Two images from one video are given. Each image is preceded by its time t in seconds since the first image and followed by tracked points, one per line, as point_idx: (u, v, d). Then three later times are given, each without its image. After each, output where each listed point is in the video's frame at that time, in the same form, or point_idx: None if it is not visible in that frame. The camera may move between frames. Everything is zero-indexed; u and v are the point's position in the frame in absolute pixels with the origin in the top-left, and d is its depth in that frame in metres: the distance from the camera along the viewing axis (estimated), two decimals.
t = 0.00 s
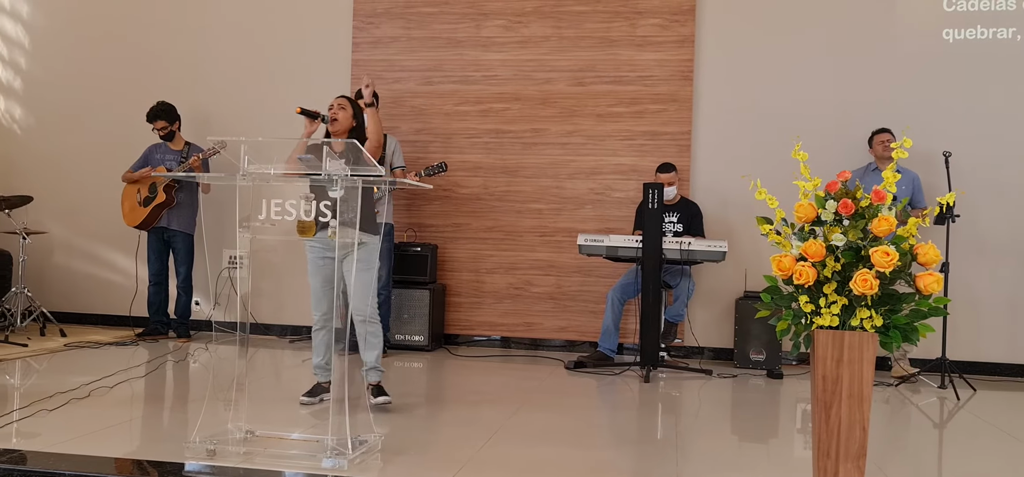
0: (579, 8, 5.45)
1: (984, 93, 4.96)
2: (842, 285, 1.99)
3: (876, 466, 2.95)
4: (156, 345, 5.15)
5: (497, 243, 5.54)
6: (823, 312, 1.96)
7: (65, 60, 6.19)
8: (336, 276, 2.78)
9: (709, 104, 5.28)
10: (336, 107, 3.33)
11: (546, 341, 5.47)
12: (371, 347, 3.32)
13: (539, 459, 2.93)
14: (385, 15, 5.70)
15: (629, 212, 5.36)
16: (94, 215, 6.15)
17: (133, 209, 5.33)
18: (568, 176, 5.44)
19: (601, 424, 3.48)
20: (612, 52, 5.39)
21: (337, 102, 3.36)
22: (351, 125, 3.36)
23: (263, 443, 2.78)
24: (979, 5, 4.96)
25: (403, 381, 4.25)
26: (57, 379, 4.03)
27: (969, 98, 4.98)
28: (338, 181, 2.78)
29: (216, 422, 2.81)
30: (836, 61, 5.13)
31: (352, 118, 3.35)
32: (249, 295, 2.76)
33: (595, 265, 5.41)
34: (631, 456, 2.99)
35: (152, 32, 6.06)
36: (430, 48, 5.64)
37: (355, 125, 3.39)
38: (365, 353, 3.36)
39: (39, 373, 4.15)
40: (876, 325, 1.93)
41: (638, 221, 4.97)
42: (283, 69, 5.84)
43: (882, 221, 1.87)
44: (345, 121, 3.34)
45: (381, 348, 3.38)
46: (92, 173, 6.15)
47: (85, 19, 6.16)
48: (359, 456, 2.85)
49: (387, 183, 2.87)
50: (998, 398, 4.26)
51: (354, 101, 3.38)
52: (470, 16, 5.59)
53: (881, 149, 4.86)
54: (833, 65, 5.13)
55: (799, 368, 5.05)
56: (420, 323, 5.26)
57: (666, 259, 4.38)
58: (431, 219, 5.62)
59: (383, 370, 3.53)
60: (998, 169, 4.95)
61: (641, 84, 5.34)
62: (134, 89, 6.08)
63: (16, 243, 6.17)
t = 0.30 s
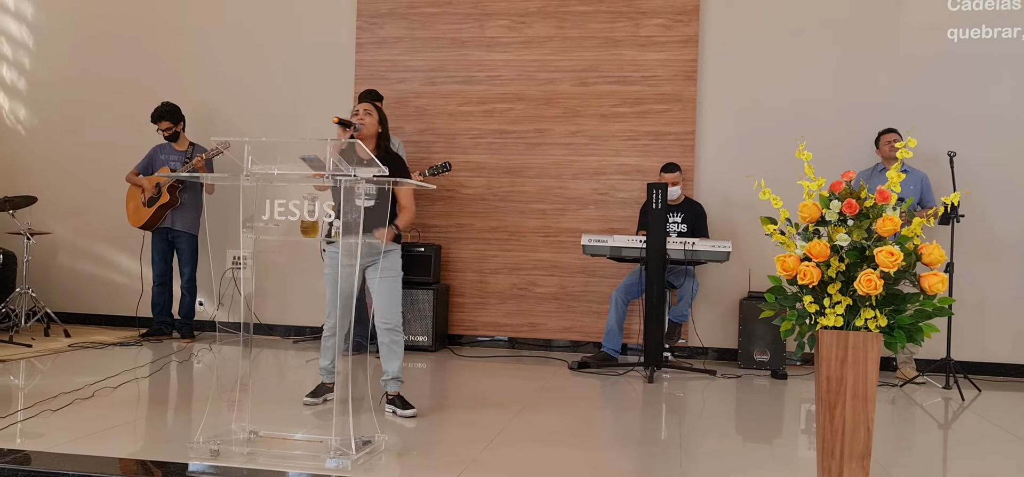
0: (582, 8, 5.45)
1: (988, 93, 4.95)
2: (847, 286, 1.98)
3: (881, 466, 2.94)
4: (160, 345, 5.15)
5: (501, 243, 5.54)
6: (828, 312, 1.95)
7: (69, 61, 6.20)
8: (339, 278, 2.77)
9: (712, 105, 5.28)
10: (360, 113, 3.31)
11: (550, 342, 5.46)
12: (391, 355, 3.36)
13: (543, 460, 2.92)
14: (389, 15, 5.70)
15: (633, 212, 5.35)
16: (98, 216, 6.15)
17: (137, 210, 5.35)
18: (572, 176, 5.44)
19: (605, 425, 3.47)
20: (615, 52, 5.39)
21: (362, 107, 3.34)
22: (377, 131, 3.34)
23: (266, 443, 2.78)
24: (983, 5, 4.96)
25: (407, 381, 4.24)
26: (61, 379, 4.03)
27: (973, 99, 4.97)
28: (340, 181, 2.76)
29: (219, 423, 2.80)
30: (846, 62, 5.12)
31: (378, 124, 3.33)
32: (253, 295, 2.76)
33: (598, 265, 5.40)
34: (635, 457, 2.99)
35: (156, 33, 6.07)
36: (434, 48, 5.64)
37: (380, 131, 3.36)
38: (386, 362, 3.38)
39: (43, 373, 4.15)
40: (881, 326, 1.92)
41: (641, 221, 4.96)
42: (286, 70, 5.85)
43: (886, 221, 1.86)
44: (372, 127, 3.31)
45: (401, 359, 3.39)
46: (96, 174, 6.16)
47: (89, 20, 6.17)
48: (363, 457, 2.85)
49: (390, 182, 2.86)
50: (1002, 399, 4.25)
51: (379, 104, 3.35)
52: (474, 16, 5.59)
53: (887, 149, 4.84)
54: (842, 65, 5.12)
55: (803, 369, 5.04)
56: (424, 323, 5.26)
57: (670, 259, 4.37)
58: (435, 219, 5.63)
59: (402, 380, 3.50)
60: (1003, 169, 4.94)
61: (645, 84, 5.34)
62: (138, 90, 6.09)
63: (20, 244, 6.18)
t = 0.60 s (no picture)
0: (586, 9, 5.44)
1: (991, 94, 4.95)
2: (850, 287, 1.98)
3: (883, 467, 2.95)
4: (164, 346, 5.16)
5: (504, 244, 5.54)
6: (831, 314, 1.95)
7: (73, 62, 6.20)
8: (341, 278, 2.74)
9: (716, 106, 5.28)
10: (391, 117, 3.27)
11: (553, 343, 5.46)
12: (404, 362, 3.37)
13: (546, 461, 2.93)
14: (392, 16, 5.70)
15: (636, 214, 5.35)
16: (102, 216, 6.16)
17: (141, 210, 5.33)
18: (575, 177, 5.44)
19: (608, 426, 3.47)
20: (619, 53, 5.39)
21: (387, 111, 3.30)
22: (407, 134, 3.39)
23: (268, 444, 2.78)
24: (988, 6, 4.95)
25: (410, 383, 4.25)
26: (64, 380, 4.04)
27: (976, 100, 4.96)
28: (344, 181, 2.76)
29: (221, 424, 2.80)
30: (849, 62, 5.11)
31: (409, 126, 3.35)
32: (255, 297, 2.75)
33: (601, 267, 5.40)
34: (638, 458, 2.99)
35: (160, 33, 6.08)
36: (437, 49, 5.64)
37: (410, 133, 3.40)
38: (398, 368, 3.39)
39: (47, 374, 4.16)
40: (884, 327, 1.92)
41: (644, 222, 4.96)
42: (290, 72, 5.85)
43: (889, 223, 1.86)
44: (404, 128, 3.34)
45: (413, 365, 3.39)
46: (99, 174, 6.17)
47: (93, 20, 6.18)
48: (366, 458, 2.85)
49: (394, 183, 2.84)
50: (1005, 400, 4.25)
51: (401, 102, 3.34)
52: (477, 17, 5.59)
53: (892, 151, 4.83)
54: (846, 65, 5.12)
55: (807, 370, 5.03)
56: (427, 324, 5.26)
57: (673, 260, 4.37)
58: (438, 220, 5.63)
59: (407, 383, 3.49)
60: (1008, 170, 4.93)
61: (648, 85, 5.34)
62: (142, 91, 6.10)
63: (24, 245, 6.19)
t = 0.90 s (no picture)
0: (590, 9, 5.45)
1: (995, 94, 4.95)
2: (854, 288, 1.98)
3: (888, 467, 2.95)
4: (168, 346, 5.17)
5: (508, 245, 5.54)
6: (835, 315, 1.95)
7: (78, 61, 6.21)
8: (346, 277, 2.75)
9: (719, 106, 5.28)
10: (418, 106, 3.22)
11: (557, 343, 5.46)
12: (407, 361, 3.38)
13: (551, 461, 2.93)
14: (396, 17, 5.71)
15: (640, 214, 5.35)
16: (106, 216, 6.17)
17: (146, 210, 5.34)
18: (580, 178, 5.44)
19: (612, 426, 3.48)
20: (623, 53, 5.39)
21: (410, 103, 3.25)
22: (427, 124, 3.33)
23: (273, 444, 2.78)
24: (992, 6, 4.95)
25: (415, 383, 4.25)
26: (69, 380, 4.05)
27: (981, 100, 4.96)
28: (350, 181, 2.77)
29: (227, 424, 2.80)
30: (852, 63, 5.11)
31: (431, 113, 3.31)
32: (261, 296, 2.76)
33: (606, 267, 5.41)
34: (643, 458, 2.99)
35: (165, 33, 6.08)
36: (441, 49, 5.65)
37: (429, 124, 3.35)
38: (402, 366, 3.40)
39: (51, 374, 4.16)
40: (888, 328, 1.92)
41: (648, 223, 4.97)
42: (294, 72, 5.86)
43: (893, 223, 1.86)
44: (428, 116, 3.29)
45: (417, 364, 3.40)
46: (104, 174, 6.17)
47: (98, 20, 6.18)
48: (370, 458, 2.85)
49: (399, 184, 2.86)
50: (1010, 401, 4.24)
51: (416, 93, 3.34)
52: (482, 18, 5.59)
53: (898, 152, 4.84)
54: (849, 66, 5.12)
55: (811, 371, 5.03)
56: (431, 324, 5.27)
57: (677, 261, 4.37)
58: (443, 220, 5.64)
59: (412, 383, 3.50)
60: (1013, 170, 4.93)
61: (652, 86, 5.34)
62: (147, 91, 6.11)
63: (29, 244, 6.20)
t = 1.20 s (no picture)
0: (594, 10, 5.45)
1: (999, 94, 4.95)
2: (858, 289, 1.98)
3: (892, 468, 2.95)
4: (171, 346, 5.18)
5: (512, 245, 5.54)
6: (839, 316, 1.95)
7: (82, 61, 6.21)
8: (351, 277, 2.76)
9: (721, 106, 5.29)
10: (435, 113, 3.20)
11: (561, 343, 5.47)
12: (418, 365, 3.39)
13: (556, 461, 2.93)
14: (401, 17, 5.71)
15: (644, 214, 5.36)
16: (110, 215, 6.17)
17: (150, 210, 5.39)
18: (584, 178, 5.44)
19: (616, 426, 3.48)
20: (627, 53, 5.39)
21: (426, 109, 3.22)
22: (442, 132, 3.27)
23: (277, 444, 2.77)
24: (997, 7, 4.94)
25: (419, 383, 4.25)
26: (73, 379, 4.05)
27: (985, 101, 4.96)
28: (355, 182, 2.75)
29: (231, 424, 2.80)
30: (855, 63, 5.12)
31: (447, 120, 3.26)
32: (265, 295, 2.75)
33: (610, 267, 5.41)
34: (648, 459, 2.99)
35: (169, 34, 6.09)
36: (445, 50, 5.65)
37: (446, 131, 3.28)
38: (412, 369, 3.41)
39: (55, 374, 4.16)
40: (892, 329, 1.92)
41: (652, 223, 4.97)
42: (298, 72, 5.86)
43: (898, 224, 1.87)
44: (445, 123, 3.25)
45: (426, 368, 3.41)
46: (108, 174, 6.18)
47: (103, 20, 6.19)
48: (374, 458, 2.84)
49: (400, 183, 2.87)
50: (1014, 402, 4.24)
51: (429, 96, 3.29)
52: (486, 18, 5.59)
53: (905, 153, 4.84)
54: (852, 67, 5.12)
55: (815, 371, 5.03)
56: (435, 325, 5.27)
57: (681, 261, 4.38)
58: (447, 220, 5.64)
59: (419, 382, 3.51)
60: (1017, 171, 4.93)
61: (656, 86, 5.34)
62: (151, 91, 6.11)
63: (32, 244, 6.20)
